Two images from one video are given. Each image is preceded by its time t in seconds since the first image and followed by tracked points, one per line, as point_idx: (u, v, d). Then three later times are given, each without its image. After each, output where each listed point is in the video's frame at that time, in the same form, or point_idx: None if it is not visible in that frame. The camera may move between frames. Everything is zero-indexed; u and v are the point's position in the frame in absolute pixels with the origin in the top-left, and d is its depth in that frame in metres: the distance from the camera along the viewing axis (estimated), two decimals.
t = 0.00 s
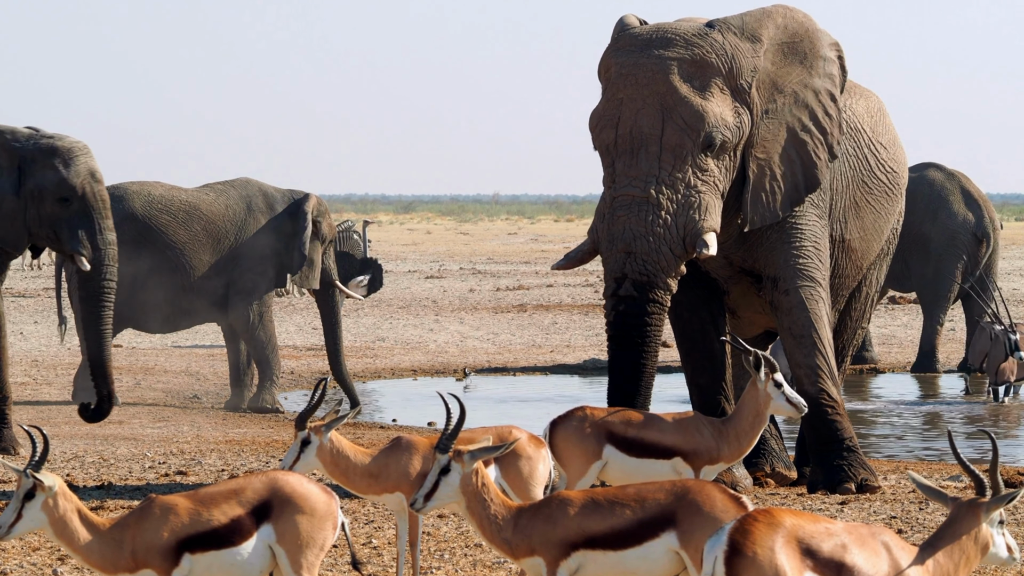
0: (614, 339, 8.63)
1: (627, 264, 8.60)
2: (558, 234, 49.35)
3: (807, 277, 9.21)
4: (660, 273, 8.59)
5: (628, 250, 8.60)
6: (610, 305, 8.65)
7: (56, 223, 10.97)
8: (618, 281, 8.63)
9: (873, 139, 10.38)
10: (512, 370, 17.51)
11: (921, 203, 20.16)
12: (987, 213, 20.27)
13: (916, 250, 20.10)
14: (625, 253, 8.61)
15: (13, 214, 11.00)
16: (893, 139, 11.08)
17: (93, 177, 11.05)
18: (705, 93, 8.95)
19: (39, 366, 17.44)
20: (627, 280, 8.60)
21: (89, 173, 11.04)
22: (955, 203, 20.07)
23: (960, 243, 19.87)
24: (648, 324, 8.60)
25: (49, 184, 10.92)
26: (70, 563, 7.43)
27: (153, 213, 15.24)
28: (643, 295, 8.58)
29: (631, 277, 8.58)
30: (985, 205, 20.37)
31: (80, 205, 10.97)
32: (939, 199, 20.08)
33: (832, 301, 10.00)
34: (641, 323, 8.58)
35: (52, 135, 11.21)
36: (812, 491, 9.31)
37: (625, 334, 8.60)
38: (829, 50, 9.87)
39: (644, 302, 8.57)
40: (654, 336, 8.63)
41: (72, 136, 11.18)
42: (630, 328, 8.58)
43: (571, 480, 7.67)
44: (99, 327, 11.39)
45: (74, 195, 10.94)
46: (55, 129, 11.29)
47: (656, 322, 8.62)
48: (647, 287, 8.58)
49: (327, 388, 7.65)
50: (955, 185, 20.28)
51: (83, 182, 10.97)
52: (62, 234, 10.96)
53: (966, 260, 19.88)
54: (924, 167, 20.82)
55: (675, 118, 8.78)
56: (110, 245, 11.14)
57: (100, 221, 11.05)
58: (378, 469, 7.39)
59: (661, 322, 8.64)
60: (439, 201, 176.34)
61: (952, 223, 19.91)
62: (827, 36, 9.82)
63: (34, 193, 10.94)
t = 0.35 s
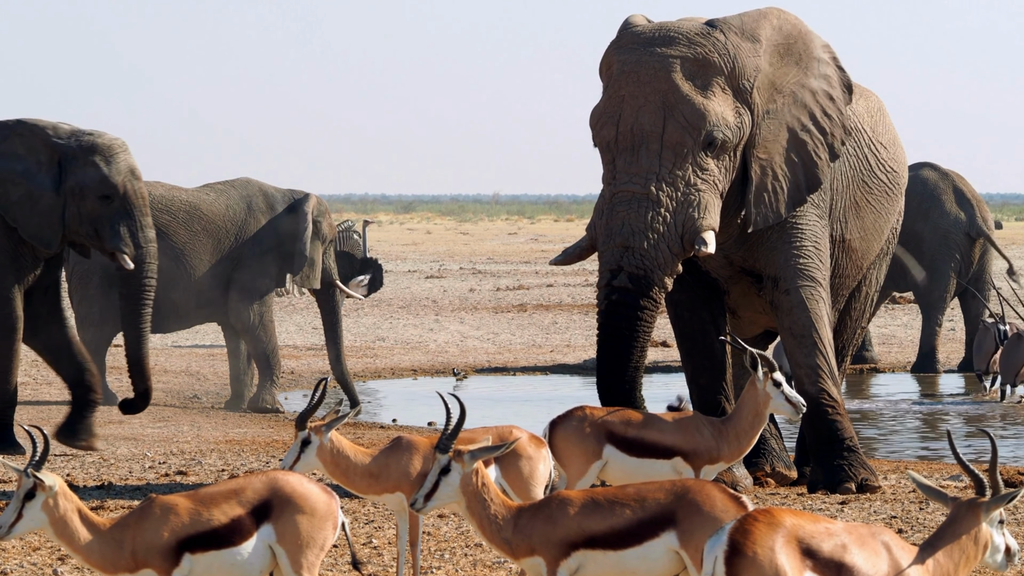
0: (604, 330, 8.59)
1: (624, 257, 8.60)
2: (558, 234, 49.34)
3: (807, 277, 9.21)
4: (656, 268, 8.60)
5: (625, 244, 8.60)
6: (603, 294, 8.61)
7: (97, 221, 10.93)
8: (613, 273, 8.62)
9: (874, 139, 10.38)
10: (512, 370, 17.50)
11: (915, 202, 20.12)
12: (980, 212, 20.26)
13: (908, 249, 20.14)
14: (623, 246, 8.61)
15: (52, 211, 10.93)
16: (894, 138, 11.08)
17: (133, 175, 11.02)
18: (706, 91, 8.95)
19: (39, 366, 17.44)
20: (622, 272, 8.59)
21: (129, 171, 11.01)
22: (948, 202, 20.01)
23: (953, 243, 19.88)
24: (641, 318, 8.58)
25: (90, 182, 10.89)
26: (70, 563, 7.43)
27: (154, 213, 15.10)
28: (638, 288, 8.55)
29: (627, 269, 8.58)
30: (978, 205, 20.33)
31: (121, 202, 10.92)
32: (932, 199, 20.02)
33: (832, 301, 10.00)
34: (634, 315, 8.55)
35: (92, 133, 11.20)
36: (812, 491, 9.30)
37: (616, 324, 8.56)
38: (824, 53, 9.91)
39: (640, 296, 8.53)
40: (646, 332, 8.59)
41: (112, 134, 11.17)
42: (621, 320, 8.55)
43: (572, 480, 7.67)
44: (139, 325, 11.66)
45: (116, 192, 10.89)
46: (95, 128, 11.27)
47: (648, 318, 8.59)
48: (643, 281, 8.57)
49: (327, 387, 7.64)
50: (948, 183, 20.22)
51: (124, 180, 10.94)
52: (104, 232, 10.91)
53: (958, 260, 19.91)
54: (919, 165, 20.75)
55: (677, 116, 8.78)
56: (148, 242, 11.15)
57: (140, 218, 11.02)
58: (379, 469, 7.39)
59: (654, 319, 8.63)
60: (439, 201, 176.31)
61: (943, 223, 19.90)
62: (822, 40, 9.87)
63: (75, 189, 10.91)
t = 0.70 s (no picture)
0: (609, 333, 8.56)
1: (623, 260, 8.59)
2: (558, 234, 49.34)
3: (808, 276, 9.23)
4: (655, 272, 8.58)
5: (624, 246, 8.60)
6: (603, 297, 8.62)
7: (138, 226, 11.12)
8: (611, 276, 8.60)
9: (874, 138, 10.37)
10: (512, 370, 17.49)
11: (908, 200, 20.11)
12: (974, 212, 20.17)
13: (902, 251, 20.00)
14: (621, 249, 8.60)
15: (94, 217, 11.07)
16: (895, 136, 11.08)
17: (173, 178, 11.25)
18: (706, 92, 8.94)
19: (39, 366, 17.43)
20: (620, 276, 8.58)
21: (169, 175, 11.24)
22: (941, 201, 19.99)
23: (946, 242, 19.80)
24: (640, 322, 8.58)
25: (131, 187, 11.12)
26: (70, 563, 7.43)
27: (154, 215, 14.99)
28: (635, 292, 8.55)
29: (625, 273, 8.57)
30: (972, 207, 20.26)
31: (162, 207, 11.14)
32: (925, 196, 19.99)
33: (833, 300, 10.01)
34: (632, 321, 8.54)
35: (131, 137, 11.42)
36: (812, 491, 9.30)
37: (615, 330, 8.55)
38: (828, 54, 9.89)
39: (637, 302, 8.54)
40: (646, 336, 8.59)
41: (151, 138, 11.40)
42: (619, 326, 8.55)
43: (572, 480, 7.67)
44: (180, 328, 11.78)
45: (157, 198, 11.12)
46: (133, 132, 11.51)
47: (648, 321, 8.59)
48: (640, 286, 8.56)
49: (327, 387, 7.64)
50: (942, 184, 20.17)
51: (164, 184, 11.16)
52: (146, 238, 11.13)
53: (951, 260, 19.79)
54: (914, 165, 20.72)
55: (676, 117, 8.78)
56: (190, 246, 11.35)
57: (181, 222, 11.23)
58: (379, 469, 7.39)
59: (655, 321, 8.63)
60: (439, 201, 176.25)
61: (936, 222, 19.82)
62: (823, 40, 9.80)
63: (117, 196, 11.15)
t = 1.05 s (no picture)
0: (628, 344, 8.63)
1: (626, 267, 8.57)
2: (558, 233, 49.36)
3: (809, 276, 9.23)
4: (658, 278, 8.56)
5: (627, 254, 8.58)
6: (610, 309, 8.65)
7: (181, 232, 11.07)
8: (617, 285, 8.62)
9: (874, 137, 10.37)
10: (512, 370, 17.47)
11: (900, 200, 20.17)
12: (966, 213, 20.22)
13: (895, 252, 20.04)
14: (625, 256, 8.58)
15: (137, 222, 10.97)
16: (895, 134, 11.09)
17: (216, 184, 11.17)
18: (704, 94, 8.95)
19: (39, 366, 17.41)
20: (625, 284, 8.57)
21: (211, 181, 11.17)
22: (932, 201, 20.04)
23: (936, 243, 19.84)
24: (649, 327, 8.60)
25: (174, 193, 11.07)
26: (71, 563, 7.42)
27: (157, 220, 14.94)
28: (641, 301, 8.52)
29: (630, 281, 8.55)
30: (965, 206, 20.30)
31: (206, 214, 11.07)
32: (917, 196, 20.05)
33: (834, 299, 10.01)
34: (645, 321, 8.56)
35: (173, 143, 11.38)
36: (811, 490, 9.30)
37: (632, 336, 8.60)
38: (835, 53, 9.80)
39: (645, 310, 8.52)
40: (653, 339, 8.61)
41: (192, 143, 11.37)
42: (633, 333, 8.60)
43: (572, 479, 7.67)
44: (221, 335, 11.83)
45: (200, 204, 11.06)
46: (175, 138, 11.47)
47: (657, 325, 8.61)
48: (645, 294, 8.54)
49: (327, 387, 7.63)
50: (934, 184, 20.18)
51: (207, 192, 11.10)
52: (188, 243, 11.07)
53: (944, 261, 19.84)
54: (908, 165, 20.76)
55: (674, 120, 8.78)
56: (231, 253, 11.32)
57: (223, 229, 11.17)
58: (379, 468, 7.39)
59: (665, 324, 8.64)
60: (439, 200, 176.19)
61: (927, 223, 19.90)
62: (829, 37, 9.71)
63: (159, 202, 11.07)
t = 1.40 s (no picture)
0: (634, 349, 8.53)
1: (625, 267, 8.58)
2: (557, 232, 49.49)
3: (809, 276, 9.22)
4: (658, 276, 8.56)
5: (626, 253, 8.58)
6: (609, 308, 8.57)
7: (218, 224, 10.96)
8: (616, 285, 8.59)
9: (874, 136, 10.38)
10: (512, 370, 17.46)
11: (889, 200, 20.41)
12: (955, 213, 20.30)
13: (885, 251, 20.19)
14: (624, 256, 8.59)
15: (174, 218, 10.91)
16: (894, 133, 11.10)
17: (251, 175, 11.07)
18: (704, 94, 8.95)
19: (39, 366, 17.38)
20: (624, 284, 8.56)
21: (247, 172, 11.06)
22: (919, 202, 20.19)
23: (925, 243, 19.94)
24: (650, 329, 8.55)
25: (210, 186, 10.92)
26: (70, 563, 7.42)
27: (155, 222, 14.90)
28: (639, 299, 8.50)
29: (628, 281, 8.55)
30: (954, 206, 20.36)
31: (242, 204, 10.95)
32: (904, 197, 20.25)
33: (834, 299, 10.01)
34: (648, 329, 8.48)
35: (207, 135, 11.22)
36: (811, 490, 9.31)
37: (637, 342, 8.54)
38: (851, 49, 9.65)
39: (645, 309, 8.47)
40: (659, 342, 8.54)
41: (227, 135, 11.21)
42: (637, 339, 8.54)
43: (572, 478, 7.67)
44: (264, 325, 11.55)
45: (236, 195, 10.93)
46: (208, 130, 11.31)
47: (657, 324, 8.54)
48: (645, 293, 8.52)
49: (327, 387, 7.63)
50: (925, 185, 20.30)
51: (243, 181, 10.98)
52: (227, 235, 10.96)
53: (934, 262, 19.85)
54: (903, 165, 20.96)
55: (675, 119, 8.77)
56: (270, 242, 11.18)
57: (260, 218, 11.05)
58: (379, 468, 7.39)
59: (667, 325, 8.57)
60: (439, 200, 176.10)
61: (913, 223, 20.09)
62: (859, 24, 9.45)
63: (195, 195, 10.96)
